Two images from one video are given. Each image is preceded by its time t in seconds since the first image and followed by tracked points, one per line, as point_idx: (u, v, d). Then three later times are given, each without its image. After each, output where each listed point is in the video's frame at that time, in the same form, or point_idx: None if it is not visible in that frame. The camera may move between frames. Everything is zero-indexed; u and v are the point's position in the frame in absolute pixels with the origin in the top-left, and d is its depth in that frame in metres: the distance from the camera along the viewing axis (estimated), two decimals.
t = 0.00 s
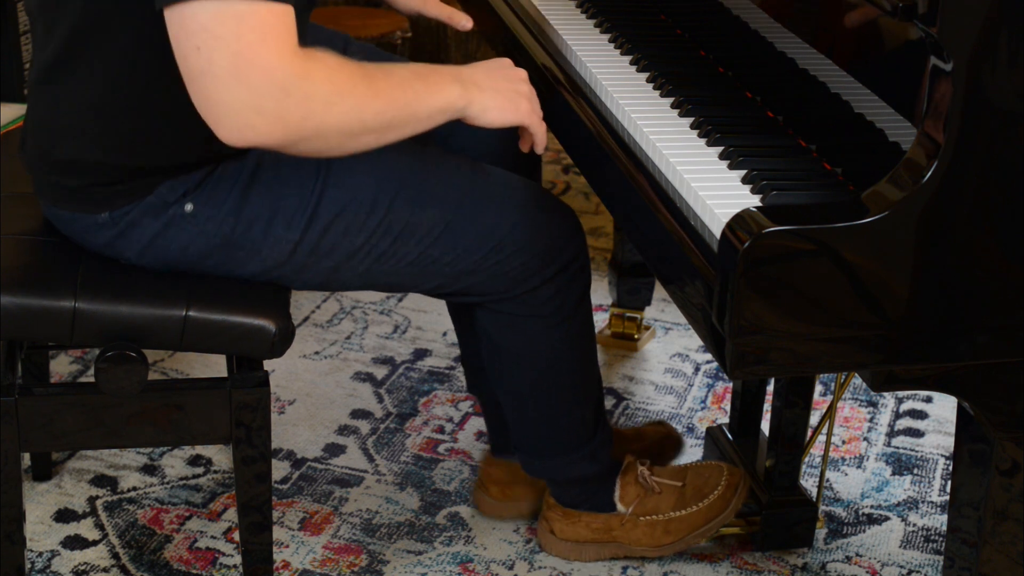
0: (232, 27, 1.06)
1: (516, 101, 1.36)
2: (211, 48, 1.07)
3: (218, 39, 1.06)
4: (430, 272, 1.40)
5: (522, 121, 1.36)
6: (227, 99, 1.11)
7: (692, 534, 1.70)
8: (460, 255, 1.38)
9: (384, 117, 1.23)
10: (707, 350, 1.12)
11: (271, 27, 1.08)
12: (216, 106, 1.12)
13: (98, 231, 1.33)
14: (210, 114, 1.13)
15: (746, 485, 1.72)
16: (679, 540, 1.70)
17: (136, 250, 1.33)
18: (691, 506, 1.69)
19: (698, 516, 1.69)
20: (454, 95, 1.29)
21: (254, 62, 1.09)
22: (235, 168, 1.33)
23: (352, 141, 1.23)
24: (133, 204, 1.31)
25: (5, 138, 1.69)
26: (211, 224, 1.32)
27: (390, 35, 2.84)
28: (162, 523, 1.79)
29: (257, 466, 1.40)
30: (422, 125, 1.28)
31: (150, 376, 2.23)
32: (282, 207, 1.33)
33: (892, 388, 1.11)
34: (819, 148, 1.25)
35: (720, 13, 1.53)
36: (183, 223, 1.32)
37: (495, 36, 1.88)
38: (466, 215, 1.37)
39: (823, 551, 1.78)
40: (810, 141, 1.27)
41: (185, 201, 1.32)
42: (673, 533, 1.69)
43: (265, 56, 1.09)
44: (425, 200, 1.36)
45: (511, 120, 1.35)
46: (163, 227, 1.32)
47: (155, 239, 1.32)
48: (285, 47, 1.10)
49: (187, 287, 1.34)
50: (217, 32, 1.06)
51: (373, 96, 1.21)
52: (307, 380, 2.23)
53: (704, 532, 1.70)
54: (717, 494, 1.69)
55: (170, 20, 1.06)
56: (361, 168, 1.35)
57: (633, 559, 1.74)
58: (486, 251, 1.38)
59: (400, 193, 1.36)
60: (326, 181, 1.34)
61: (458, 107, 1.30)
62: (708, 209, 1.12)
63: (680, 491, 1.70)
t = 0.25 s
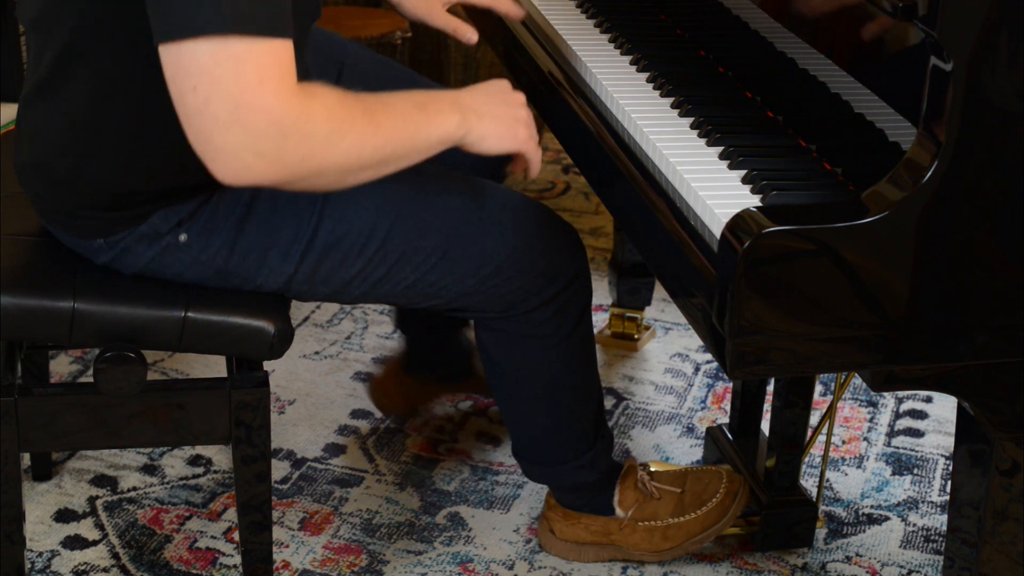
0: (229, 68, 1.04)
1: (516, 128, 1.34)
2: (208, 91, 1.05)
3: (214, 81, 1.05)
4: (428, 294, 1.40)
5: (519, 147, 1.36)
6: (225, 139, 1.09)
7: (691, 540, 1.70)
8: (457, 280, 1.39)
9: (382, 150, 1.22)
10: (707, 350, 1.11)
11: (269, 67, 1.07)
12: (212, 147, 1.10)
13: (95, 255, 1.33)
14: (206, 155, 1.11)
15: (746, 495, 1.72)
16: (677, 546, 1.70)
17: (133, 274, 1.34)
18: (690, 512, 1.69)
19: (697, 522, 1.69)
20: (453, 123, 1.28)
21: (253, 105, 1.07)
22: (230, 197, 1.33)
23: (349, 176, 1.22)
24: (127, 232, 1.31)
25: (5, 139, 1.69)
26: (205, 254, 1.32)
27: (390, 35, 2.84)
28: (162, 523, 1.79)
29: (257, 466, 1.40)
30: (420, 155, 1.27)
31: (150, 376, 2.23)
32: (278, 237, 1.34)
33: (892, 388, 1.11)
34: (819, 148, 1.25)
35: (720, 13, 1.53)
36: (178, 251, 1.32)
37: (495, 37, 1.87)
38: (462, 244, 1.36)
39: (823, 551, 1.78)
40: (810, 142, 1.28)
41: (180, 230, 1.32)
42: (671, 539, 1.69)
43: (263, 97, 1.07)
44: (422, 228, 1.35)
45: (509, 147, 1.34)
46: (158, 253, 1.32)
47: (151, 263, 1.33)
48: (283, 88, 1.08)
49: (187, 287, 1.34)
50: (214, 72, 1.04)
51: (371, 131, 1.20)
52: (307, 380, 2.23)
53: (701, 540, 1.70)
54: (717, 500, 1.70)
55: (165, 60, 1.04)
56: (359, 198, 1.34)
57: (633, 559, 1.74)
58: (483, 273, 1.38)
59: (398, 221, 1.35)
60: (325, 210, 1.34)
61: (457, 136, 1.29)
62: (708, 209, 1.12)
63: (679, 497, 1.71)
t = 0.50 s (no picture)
0: (210, 102, 1.05)
1: (496, 164, 1.31)
2: (188, 122, 1.05)
3: (195, 113, 1.05)
4: (428, 309, 1.41)
5: (498, 183, 1.32)
6: (202, 170, 1.09)
7: (690, 545, 1.69)
8: (457, 299, 1.39)
9: (362, 184, 1.21)
10: (707, 350, 1.11)
11: (249, 102, 1.07)
12: (190, 176, 1.10)
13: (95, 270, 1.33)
14: (184, 184, 1.11)
15: (746, 499, 1.72)
16: (676, 551, 1.69)
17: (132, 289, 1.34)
18: (689, 518, 1.69)
19: (697, 528, 1.68)
20: (433, 156, 1.25)
21: (232, 139, 1.07)
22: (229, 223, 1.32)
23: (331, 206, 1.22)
24: (127, 250, 1.31)
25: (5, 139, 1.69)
26: (203, 276, 1.32)
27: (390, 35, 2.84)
28: (162, 523, 1.79)
29: (257, 466, 1.40)
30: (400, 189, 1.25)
31: (150, 376, 2.23)
32: (279, 261, 1.33)
33: (892, 388, 1.11)
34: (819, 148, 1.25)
35: (720, 13, 1.53)
36: (178, 270, 1.32)
37: (495, 37, 1.87)
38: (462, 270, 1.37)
39: (823, 551, 1.78)
40: (810, 141, 1.27)
41: (180, 251, 1.31)
42: (670, 544, 1.69)
43: (244, 130, 1.07)
44: (424, 252, 1.35)
45: (488, 182, 1.31)
46: (158, 272, 1.32)
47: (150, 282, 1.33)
48: (263, 123, 1.08)
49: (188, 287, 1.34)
50: (196, 104, 1.04)
51: (351, 165, 1.19)
52: (307, 380, 2.23)
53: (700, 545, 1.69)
54: (717, 505, 1.69)
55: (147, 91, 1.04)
56: (361, 224, 1.34)
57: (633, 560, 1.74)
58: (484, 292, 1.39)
59: (400, 245, 1.35)
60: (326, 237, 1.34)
61: (436, 170, 1.26)
62: (708, 209, 1.12)
63: (679, 502, 1.70)
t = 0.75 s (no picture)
0: (186, 100, 1.04)
1: (474, 176, 1.30)
2: (161, 119, 1.05)
3: (170, 111, 1.04)
4: (427, 314, 1.41)
5: (473, 198, 1.31)
6: (173, 168, 1.08)
7: (689, 549, 1.69)
8: (456, 304, 1.39)
9: (333, 192, 1.20)
10: (707, 350, 1.11)
11: (224, 103, 1.06)
12: (160, 173, 1.09)
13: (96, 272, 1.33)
14: (155, 181, 1.10)
15: (747, 503, 1.72)
16: (676, 554, 1.69)
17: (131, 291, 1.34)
18: (690, 521, 1.69)
19: (696, 532, 1.68)
20: (409, 166, 1.25)
21: (205, 138, 1.06)
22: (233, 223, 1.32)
23: (301, 211, 1.21)
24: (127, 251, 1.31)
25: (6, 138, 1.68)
26: (203, 279, 1.32)
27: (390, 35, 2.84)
28: (162, 523, 1.79)
29: (257, 466, 1.40)
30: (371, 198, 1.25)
31: (150, 376, 2.23)
32: (278, 267, 1.33)
33: (892, 388, 1.11)
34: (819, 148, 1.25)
35: (720, 13, 1.53)
36: (178, 273, 1.32)
37: (495, 37, 1.87)
38: (461, 277, 1.37)
39: (823, 551, 1.78)
40: (810, 142, 1.27)
41: (179, 254, 1.31)
42: (670, 547, 1.68)
43: (218, 131, 1.07)
44: (424, 257, 1.35)
45: (462, 195, 1.30)
46: (157, 275, 1.32)
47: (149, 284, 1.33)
48: (236, 125, 1.08)
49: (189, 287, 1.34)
50: (172, 102, 1.04)
51: (323, 170, 1.18)
52: (307, 380, 2.23)
53: (700, 549, 1.69)
54: (717, 509, 1.69)
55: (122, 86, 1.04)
56: (362, 229, 1.34)
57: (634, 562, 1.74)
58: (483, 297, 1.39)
59: (399, 252, 1.35)
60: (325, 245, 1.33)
61: (411, 179, 1.25)
62: (708, 209, 1.12)
63: (679, 505, 1.70)
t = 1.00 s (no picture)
0: (174, 59, 1.02)
1: (457, 156, 1.29)
2: (148, 78, 1.03)
3: (157, 68, 1.03)
4: (428, 308, 1.41)
5: (456, 177, 1.29)
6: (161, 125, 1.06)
7: (687, 551, 1.69)
8: (456, 296, 1.39)
9: (315, 162, 1.18)
10: (707, 349, 1.11)
11: (212, 66, 1.04)
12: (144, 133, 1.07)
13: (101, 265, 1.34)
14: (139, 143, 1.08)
15: (746, 504, 1.72)
16: (675, 556, 1.69)
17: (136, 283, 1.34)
18: (690, 523, 1.69)
19: (696, 534, 1.68)
20: (392, 142, 1.23)
21: (191, 99, 1.04)
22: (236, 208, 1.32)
23: (283, 180, 1.19)
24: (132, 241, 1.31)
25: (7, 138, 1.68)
26: (205, 266, 1.32)
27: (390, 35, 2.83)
28: (162, 523, 1.79)
29: (258, 466, 1.40)
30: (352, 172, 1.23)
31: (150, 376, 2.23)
32: (278, 256, 1.33)
33: (892, 388, 1.11)
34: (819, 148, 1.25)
35: (720, 13, 1.53)
36: (180, 261, 1.32)
37: (496, 37, 1.87)
38: (459, 271, 1.37)
39: (823, 551, 1.78)
40: (810, 142, 1.28)
41: (182, 241, 1.31)
42: (669, 548, 1.68)
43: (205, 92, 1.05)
44: (424, 249, 1.35)
45: (445, 175, 1.28)
46: (160, 265, 1.32)
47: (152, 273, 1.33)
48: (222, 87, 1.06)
49: (189, 288, 1.34)
50: (161, 61, 1.02)
51: (306, 139, 1.16)
52: (307, 380, 2.23)
53: (700, 550, 1.69)
54: (716, 512, 1.69)
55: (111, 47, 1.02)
56: (364, 220, 1.33)
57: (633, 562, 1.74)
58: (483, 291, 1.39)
59: (399, 242, 1.34)
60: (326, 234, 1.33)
61: (392, 156, 1.24)
62: (708, 209, 1.12)
63: (679, 506, 1.70)
